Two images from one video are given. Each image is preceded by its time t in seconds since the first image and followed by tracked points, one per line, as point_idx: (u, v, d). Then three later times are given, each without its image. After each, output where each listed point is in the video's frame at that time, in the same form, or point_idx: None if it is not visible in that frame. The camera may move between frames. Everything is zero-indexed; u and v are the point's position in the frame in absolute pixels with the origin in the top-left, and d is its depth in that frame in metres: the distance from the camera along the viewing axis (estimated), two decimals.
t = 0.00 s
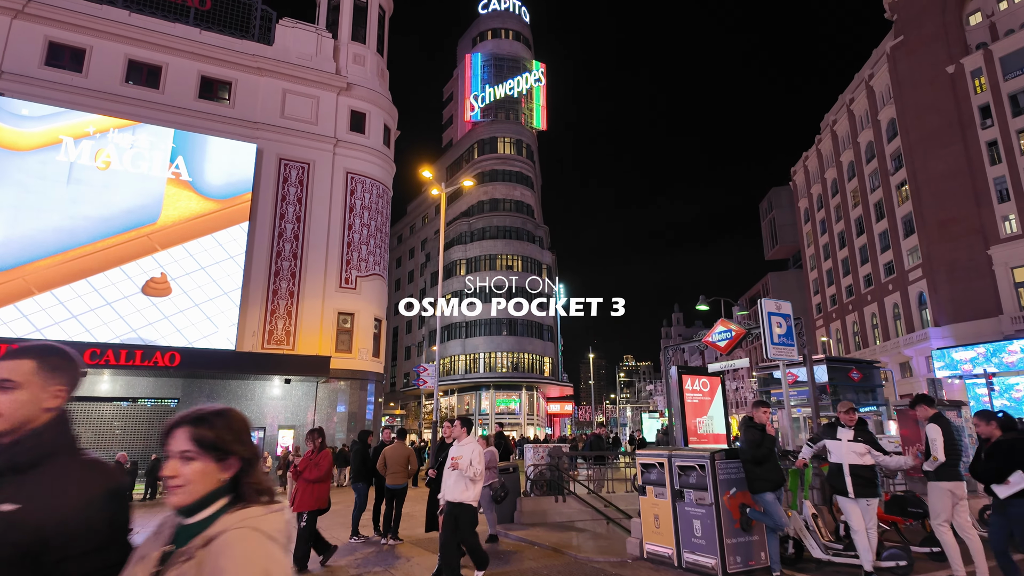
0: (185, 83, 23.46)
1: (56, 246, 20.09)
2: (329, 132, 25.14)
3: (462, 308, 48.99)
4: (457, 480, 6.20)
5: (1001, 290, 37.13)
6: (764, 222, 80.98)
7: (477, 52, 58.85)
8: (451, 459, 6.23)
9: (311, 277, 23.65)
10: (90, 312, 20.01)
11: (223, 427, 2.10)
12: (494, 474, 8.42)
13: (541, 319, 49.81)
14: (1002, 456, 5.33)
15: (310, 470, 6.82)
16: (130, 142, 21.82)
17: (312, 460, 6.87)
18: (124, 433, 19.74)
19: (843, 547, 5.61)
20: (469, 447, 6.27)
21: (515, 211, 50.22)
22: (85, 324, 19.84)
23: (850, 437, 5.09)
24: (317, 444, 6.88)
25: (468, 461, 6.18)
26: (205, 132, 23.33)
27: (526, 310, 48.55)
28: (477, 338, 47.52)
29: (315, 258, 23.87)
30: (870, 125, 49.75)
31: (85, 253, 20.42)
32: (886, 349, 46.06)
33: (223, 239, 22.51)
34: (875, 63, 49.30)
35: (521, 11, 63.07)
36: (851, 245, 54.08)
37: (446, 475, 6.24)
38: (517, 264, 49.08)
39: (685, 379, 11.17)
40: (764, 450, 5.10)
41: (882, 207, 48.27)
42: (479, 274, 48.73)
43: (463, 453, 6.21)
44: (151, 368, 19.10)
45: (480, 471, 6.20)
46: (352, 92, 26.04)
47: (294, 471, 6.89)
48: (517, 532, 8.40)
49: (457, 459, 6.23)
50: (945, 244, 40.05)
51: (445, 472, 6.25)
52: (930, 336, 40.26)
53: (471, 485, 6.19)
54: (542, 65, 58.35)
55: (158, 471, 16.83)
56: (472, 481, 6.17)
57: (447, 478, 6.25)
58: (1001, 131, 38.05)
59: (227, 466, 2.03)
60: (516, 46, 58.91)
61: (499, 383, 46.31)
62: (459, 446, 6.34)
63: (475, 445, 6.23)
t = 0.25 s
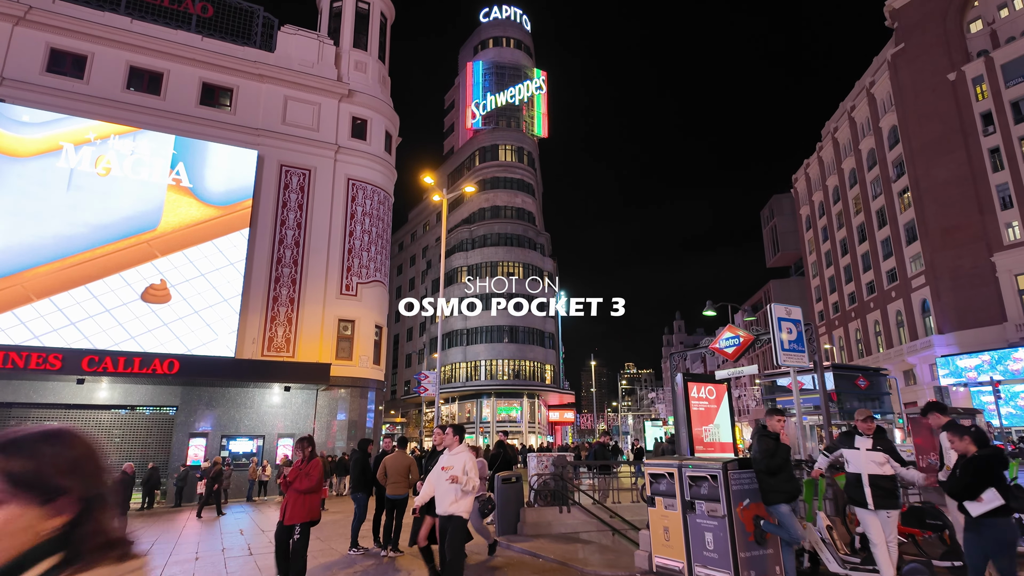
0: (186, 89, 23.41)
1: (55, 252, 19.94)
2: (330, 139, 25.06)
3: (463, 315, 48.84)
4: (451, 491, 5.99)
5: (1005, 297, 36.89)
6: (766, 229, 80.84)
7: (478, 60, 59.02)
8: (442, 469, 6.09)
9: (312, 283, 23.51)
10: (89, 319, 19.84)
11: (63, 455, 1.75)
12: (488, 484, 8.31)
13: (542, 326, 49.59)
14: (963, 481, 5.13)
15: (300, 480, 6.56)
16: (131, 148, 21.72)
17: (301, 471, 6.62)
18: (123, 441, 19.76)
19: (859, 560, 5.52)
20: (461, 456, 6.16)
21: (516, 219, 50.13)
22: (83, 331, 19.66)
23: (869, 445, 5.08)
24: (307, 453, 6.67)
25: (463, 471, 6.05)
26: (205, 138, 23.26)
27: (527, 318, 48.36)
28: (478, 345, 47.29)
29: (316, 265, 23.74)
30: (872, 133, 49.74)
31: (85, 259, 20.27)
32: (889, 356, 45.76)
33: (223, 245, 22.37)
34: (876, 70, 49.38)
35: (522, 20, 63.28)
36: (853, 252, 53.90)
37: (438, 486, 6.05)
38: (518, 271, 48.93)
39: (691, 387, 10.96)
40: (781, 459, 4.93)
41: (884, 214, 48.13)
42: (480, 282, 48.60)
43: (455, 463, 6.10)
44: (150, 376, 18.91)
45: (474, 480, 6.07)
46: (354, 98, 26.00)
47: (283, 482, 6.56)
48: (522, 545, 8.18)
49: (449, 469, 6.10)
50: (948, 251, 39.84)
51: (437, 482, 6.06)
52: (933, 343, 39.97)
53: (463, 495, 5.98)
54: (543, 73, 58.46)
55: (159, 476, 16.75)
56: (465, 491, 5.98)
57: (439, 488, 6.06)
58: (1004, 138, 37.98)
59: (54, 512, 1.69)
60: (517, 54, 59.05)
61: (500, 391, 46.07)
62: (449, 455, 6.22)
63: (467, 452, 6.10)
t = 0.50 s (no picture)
0: (187, 94, 23.36)
1: (53, 258, 19.80)
2: (331, 144, 24.97)
3: (464, 321, 48.68)
4: (443, 507, 5.74)
5: (1009, 303, 36.67)
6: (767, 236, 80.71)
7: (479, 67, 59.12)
8: (433, 482, 5.84)
9: (312, 289, 23.34)
10: (86, 326, 19.68)
11: None
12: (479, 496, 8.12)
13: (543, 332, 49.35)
14: (941, 487, 4.90)
15: (289, 489, 6.36)
16: (131, 153, 21.62)
17: (291, 479, 6.41)
18: (122, 448, 19.48)
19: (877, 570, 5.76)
20: (453, 469, 5.87)
21: (517, 225, 50.01)
22: (81, 338, 19.49)
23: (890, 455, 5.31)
24: (296, 461, 6.45)
25: (454, 486, 5.79)
26: (206, 144, 23.18)
27: (528, 324, 48.11)
28: (479, 352, 47.05)
29: (316, 270, 23.58)
30: (873, 139, 49.69)
31: (84, 265, 20.14)
32: (893, 363, 45.48)
33: (223, 251, 22.22)
34: (876, 77, 49.42)
35: (523, 27, 63.47)
36: (855, 259, 53.72)
37: (428, 500, 5.80)
38: (519, 277, 48.75)
39: (697, 392, 10.77)
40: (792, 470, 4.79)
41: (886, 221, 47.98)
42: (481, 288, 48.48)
43: (447, 476, 5.83)
44: (148, 382, 18.73)
45: (465, 495, 5.81)
46: (355, 104, 25.94)
47: (271, 490, 6.36)
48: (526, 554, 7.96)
49: (440, 482, 5.83)
50: (950, 257, 39.65)
51: (426, 496, 5.82)
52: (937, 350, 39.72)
53: (454, 511, 5.72)
54: (544, 80, 58.55)
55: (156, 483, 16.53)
56: (456, 507, 5.72)
57: (429, 504, 5.79)
58: (1006, 143, 37.91)
59: None
60: (518, 61, 59.16)
61: (501, 398, 45.82)
62: (440, 466, 5.94)
63: (459, 463, 5.82)
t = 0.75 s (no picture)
0: (187, 99, 23.28)
1: (51, 263, 19.64)
2: (332, 149, 24.86)
3: (465, 327, 48.53)
4: (428, 517, 5.32)
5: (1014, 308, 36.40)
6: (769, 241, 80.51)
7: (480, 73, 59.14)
8: (419, 489, 5.42)
9: (312, 294, 23.18)
10: (85, 330, 19.51)
11: None
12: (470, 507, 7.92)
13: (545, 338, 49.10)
14: (907, 496, 4.92)
15: (273, 498, 6.16)
16: (130, 158, 21.51)
17: (275, 488, 6.20)
18: (121, 454, 19.37)
19: None
20: (442, 474, 5.46)
21: (518, 230, 49.87)
22: (79, 343, 19.32)
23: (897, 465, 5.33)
24: (278, 469, 6.22)
25: (440, 492, 5.36)
26: (206, 149, 23.07)
27: (530, 329, 47.86)
28: (481, 357, 46.84)
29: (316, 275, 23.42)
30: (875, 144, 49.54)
31: (83, 270, 20.00)
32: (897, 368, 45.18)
33: (223, 256, 22.07)
34: (878, 82, 49.34)
35: (524, 33, 63.53)
36: (858, 264, 53.51)
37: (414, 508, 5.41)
38: (520, 283, 48.58)
39: (703, 398, 10.56)
40: (810, 475, 4.59)
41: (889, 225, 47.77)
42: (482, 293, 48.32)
43: (434, 482, 5.41)
44: (147, 388, 18.54)
45: (453, 502, 5.35)
46: (356, 109, 25.85)
47: (252, 499, 6.14)
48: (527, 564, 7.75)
49: (427, 489, 5.42)
50: (955, 262, 39.40)
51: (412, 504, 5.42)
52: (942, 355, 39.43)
53: (443, 521, 5.32)
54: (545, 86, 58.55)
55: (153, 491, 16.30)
56: (445, 515, 5.31)
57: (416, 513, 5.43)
58: (1009, 148, 37.73)
59: None
60: (519, 67, 59.17)
61: (503, 404, 45.59)
62: (430, 472, 5.53)
63: (449, 470, 5.43)
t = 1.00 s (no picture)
0: (189, 103, 23.22)
1: (51, 267, 19.54)
2: (334, 153, 24.76)
3: (467, 332, 48.38)
4: (415, 534, 5.11)
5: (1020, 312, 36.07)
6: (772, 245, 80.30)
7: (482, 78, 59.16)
8: (404, 503, 5.23)
9: (314, 299, 23.02)
10: (85, 336, 19.38)
11: None
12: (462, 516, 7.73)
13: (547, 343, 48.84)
14: (871, 503, 4.53)
15: (266, 506, 6.00)
16: (132, 162, 21.43)
17: (265, 495, 6.03)
18: (122, 460, 19.24)
19: None
20: (427, 486, 5.26)
21: (520, 235, 49.66)
22: (79, 348, 19.20)
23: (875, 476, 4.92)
24: (265, 475, 6.04)
25: (423, 506, 5.15)
26: (208, 153, 23.00)
27: (532, 334, 47.61)
28: (483, 362, 46.61)
29: (318, 279, 23.27)
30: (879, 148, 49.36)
31: (83, 275, 19.91)
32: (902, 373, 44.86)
33: (224, 261, 21.97)
34: (882, 85, 49.20)
35: (526, 38, 63.57)
36: (862, 268, 53.26)
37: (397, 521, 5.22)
38: (523, 287, 48.38)
39: (710, 402, 10.38)
40: (826, 481, 4.39)
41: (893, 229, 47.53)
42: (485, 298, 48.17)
43: (419, 495, 5.22)
44: (146, 394, 18.40)
45: (435, 517, 5.11)
46: (358, 112, 25.77)
47: (241, 508, 5.95)
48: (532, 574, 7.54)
49: (412, 502, 5.23)
50: (960, 266, 39.11)
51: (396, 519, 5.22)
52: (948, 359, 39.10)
53: (430, 540, 5.11)
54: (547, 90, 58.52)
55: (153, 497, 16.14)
56: (432, 533, 5.11)
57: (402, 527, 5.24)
58: (1014, 151, 37.50)
59: None
60: (522, 72, 59.17)
61: (505, 410, 45.38)
62: (415, 484, 5.33)
63: (435, 484, 5.20)
